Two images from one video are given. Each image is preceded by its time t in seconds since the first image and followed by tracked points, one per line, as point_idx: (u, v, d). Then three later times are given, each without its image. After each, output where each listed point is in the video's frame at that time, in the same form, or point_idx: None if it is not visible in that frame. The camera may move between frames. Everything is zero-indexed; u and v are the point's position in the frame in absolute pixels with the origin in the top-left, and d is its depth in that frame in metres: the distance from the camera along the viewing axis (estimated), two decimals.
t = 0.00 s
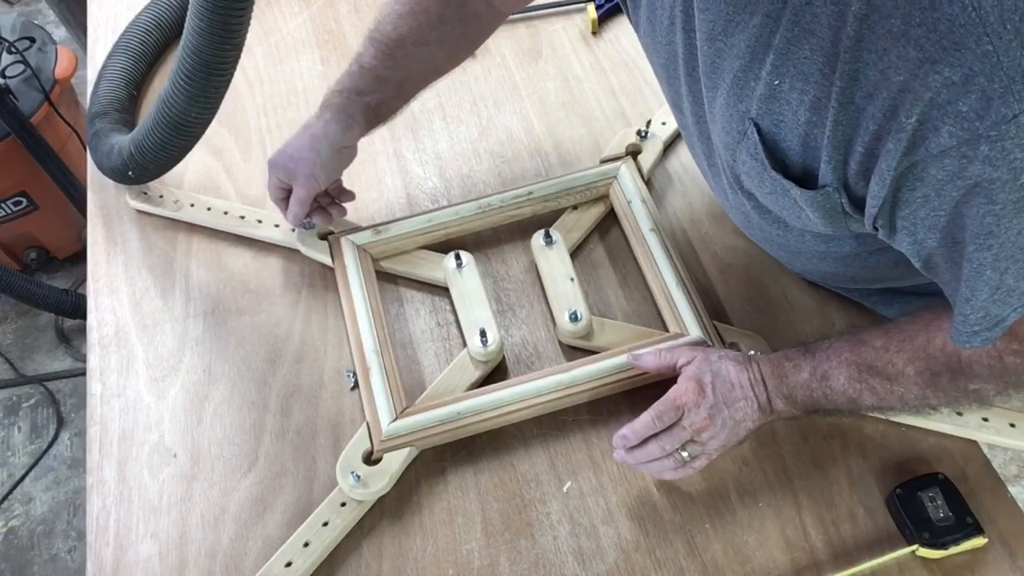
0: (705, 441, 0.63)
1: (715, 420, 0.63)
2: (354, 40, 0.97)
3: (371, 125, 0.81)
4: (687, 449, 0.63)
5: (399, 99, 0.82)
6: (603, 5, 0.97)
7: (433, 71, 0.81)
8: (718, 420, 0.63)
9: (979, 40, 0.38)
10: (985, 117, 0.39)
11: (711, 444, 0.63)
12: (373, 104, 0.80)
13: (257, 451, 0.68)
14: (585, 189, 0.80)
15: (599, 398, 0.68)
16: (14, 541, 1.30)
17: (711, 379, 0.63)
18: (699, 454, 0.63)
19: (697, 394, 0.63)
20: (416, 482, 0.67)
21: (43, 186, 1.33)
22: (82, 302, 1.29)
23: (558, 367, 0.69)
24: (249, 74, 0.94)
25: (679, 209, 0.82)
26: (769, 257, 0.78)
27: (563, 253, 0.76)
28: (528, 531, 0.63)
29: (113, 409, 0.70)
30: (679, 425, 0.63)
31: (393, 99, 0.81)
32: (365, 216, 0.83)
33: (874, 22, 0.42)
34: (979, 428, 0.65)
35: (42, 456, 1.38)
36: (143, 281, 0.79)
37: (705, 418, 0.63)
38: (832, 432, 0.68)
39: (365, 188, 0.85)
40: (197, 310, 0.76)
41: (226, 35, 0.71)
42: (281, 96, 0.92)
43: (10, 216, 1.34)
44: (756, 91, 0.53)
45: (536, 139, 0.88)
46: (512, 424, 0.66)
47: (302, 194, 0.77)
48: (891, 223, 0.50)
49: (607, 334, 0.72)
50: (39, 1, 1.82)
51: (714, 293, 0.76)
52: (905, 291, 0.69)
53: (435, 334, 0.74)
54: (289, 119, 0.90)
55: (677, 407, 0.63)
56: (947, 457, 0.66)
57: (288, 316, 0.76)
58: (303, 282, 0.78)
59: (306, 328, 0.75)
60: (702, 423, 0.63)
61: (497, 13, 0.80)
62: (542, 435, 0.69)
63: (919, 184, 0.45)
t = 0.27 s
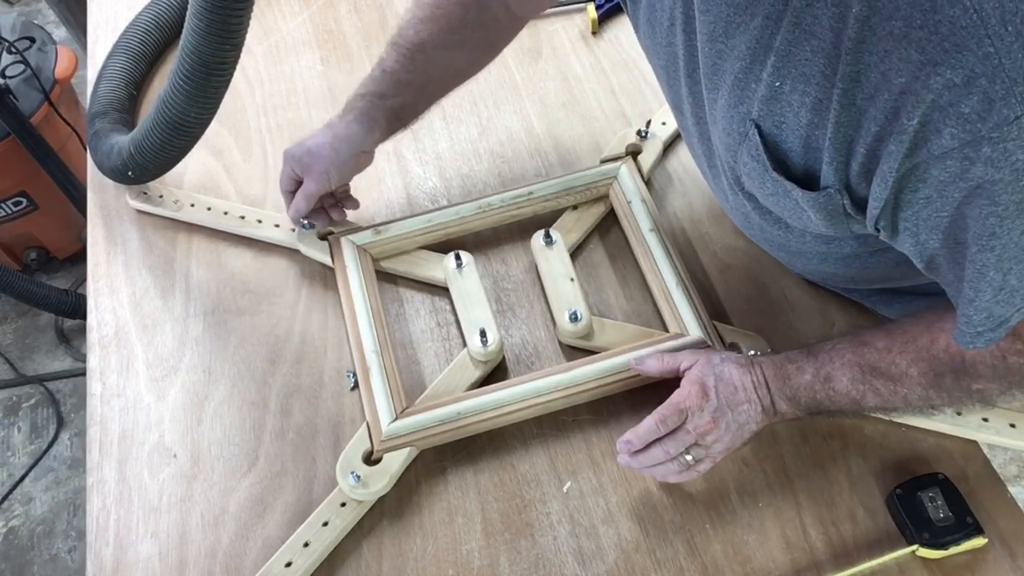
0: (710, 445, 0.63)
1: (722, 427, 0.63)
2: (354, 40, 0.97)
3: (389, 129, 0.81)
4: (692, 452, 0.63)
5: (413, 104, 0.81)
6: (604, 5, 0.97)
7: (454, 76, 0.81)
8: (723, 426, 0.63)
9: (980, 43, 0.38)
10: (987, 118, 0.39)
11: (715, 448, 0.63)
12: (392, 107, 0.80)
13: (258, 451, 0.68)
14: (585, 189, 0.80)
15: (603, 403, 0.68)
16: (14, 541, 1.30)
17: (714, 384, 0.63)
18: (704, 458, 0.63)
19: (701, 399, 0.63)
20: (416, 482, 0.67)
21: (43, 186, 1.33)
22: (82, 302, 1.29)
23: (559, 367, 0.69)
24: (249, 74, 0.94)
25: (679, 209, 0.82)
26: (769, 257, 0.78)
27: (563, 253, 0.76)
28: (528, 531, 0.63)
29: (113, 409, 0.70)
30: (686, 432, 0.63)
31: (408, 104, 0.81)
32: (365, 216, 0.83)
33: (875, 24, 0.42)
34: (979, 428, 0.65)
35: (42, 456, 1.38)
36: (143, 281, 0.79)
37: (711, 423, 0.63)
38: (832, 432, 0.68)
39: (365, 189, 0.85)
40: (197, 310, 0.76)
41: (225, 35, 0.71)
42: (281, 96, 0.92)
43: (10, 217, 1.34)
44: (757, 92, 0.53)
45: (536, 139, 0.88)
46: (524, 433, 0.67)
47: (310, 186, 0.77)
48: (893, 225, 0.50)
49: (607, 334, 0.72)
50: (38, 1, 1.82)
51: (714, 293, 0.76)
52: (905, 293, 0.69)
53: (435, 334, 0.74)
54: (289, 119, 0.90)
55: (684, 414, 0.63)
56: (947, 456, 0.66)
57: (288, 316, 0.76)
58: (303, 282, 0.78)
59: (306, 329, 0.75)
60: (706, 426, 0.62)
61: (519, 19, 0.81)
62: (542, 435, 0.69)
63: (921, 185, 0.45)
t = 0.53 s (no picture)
0: (709, 471, 0.63)
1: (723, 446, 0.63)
2: (354, 40, 0.97)
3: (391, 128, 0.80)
4: (691, 479, 0.63)
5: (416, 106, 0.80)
6: (604, 5, 0.97)
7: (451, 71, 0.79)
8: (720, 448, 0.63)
9: (979, 45, 0.38)
10: (985, 119, 0.40)
11: (714, 474, 0.63)
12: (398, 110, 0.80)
13: (258, 451, 0.68)
14: (586, 189, 0.80)
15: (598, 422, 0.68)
16: (14, 541, 1.30)
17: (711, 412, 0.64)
18: (704, 485, 0.63)
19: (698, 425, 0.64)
20: (416, 482, 0.67)
21: (43, 186, 1.33)
22: (82, 302, 1.29)
23: (559, 367, 0.69)
24: (249, 74, 0.94)
25: (679, 209, 0.82)
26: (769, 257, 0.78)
27: (563, 253, 0.76)
28: (528, 531, 0.63)
29: (113, 409, 0.70)
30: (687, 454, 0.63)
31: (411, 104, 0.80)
32: (365, 216, 0.83)
33: (874, 26, 0.42)
34: (979, 428, 0.65)
35: (42, 456, 1.38)
36: (143, 281, 0.79)
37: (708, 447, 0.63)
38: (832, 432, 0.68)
39: (364, 189, 0.85)
40: (197, 310, 0.76)
41: (226, 35, 0.71)
42: (281, 96, 0.92)
43: (10, 216, 1.34)
44: (757, 93, 0.53)
45: (536, 139, 0.88)
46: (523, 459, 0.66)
47: (334, 195, 0.80)
48: (891, 226, 0.50)
49: (607, 334, 0.72)
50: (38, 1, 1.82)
51: (714, 292, 0.76)
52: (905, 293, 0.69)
53: (435, 334, 0.74)
54: (289, 119, 0.90)
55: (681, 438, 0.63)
56: (947, 457, 0.66)
57: (288, 316, 0.76)
58: (303, 282, 0.78)
59: (306, 329, 0.75)
60: (704, 453, 0.63)
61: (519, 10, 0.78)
62: (542, 436, 0.69)
63: (919, 187, 0.45)
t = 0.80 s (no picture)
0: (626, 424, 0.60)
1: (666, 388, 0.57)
2: (354, 40, 0.97)
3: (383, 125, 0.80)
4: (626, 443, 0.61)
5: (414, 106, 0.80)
6: (604, 5, 0.97)
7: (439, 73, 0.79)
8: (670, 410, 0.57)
9: (966, 37, 0.37)
10: (966, 115, 0.38)
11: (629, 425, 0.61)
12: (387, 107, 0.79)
13: (258, 451, 0.68)
14: (585, 189, 0.80)
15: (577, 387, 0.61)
16: (14, 541, 1.30)
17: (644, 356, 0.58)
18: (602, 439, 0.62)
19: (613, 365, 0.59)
20: (416, 481, 0.67)
21: (43, 186, 1.33)
22: (82, 302, 1.29)
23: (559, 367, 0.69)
24: (249, 74, 0.94)
25: (679, 209, 0.82)
26: (769, 257, 0.78)
27: (563, 253, 0.76)
28: (528, 531, 0.63)
29: (113, 409, 0.70)
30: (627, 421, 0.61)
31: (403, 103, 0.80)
32: (365, 216, 0.83)
33: (867, 19, 0.42)
34: (980, 428, 0.65)
35: (42, 456, 1.38)
36: (143, 281, 0.79)
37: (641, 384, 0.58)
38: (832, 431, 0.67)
39: (365, 189, 0.85)
40: (197, 310, 0.76)
41: (226, 34, 0.71)
42: (281, 96, 0.92)
43: (10, 216, 1.34)
44: (756, 88, 0.53)
45: (536, 139, 0.88)
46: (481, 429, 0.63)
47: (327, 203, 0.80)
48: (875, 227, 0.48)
49: (606, 334, 0.72)
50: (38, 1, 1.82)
51: (714, 292, 0.76)
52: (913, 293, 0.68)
53: (435, 334, 0.74)
54: (289, 119, 0.90)
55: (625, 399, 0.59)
56: (947, 456, 0.66)
57: (288, 316, 0.76)
58: (303, 282, 0.78)
59: (306, 329, 0.75)
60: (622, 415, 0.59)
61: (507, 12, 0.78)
62: (542, 435, 0.69)
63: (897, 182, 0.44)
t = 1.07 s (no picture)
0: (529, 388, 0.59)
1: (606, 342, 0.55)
2: (354, 40, 0.97)
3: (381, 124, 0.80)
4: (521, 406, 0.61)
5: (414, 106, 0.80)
6: (603, 5, 0.97)
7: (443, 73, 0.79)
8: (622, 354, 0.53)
9: (875, 30, 0.36)
10: (848, 98, 0.37)
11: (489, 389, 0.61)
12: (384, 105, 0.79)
13: (257, 451, 0.68)
14: (585, 188, 0.80)
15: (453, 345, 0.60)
16: (14, 541, 1.30)
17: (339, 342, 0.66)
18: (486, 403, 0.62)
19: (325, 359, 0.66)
20: (416, 482, 0.67)
21: (43, 186, 1.33)
22: (82, 302, 1.29)
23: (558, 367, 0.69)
24: (249, 74, 0.94)
25: (679, 209, 0.82)
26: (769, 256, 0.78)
27: (563, 253, 0.77)
28: (528, 531, 0.64)
29: (113, 409, 0.70)
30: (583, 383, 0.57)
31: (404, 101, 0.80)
32: (365, 216, 0.83)
33: (799, 6, 0.39)
34: (979, 428, 0.66)
35: (42, 456, 1.38)
36: (143, 281, 0.79)
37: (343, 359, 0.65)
38: (832, 432, 0.68)
39: (365, 189, 0.85)
40: (198, 310, 0.76)
41: (225, 34, 0.71)
42: (281, 96, 0.92)
43: (10, 217, 1.34)
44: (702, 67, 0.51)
45: (536, 139, 0.88)
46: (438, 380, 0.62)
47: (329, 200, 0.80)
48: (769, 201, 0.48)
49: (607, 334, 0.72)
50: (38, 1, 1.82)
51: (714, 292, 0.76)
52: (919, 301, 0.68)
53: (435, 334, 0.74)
54: (289, 120, 0.90)
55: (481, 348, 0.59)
56: (947, 456, 0.66)
57: (288, 316, 0.76)
58: (303, 282, 0.79)
59: (306, 329, 0.75)
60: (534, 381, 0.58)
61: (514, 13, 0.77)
62: (542, 435, 0.69)
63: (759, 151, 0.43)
